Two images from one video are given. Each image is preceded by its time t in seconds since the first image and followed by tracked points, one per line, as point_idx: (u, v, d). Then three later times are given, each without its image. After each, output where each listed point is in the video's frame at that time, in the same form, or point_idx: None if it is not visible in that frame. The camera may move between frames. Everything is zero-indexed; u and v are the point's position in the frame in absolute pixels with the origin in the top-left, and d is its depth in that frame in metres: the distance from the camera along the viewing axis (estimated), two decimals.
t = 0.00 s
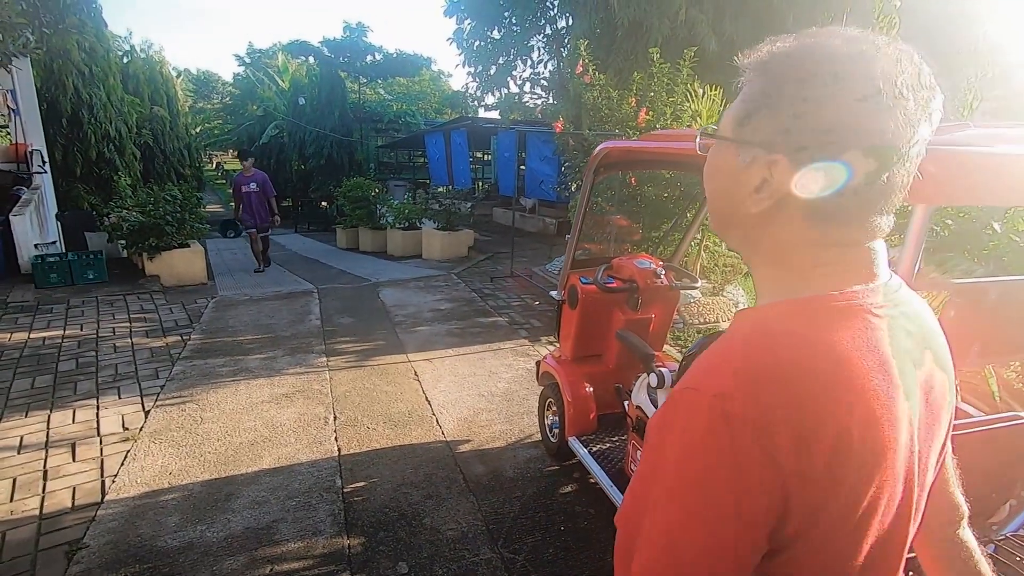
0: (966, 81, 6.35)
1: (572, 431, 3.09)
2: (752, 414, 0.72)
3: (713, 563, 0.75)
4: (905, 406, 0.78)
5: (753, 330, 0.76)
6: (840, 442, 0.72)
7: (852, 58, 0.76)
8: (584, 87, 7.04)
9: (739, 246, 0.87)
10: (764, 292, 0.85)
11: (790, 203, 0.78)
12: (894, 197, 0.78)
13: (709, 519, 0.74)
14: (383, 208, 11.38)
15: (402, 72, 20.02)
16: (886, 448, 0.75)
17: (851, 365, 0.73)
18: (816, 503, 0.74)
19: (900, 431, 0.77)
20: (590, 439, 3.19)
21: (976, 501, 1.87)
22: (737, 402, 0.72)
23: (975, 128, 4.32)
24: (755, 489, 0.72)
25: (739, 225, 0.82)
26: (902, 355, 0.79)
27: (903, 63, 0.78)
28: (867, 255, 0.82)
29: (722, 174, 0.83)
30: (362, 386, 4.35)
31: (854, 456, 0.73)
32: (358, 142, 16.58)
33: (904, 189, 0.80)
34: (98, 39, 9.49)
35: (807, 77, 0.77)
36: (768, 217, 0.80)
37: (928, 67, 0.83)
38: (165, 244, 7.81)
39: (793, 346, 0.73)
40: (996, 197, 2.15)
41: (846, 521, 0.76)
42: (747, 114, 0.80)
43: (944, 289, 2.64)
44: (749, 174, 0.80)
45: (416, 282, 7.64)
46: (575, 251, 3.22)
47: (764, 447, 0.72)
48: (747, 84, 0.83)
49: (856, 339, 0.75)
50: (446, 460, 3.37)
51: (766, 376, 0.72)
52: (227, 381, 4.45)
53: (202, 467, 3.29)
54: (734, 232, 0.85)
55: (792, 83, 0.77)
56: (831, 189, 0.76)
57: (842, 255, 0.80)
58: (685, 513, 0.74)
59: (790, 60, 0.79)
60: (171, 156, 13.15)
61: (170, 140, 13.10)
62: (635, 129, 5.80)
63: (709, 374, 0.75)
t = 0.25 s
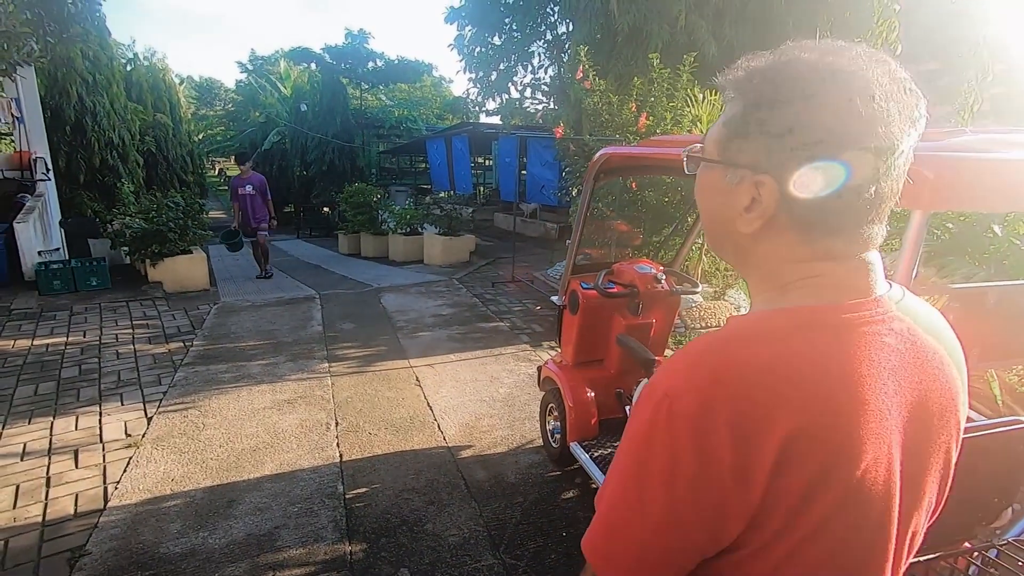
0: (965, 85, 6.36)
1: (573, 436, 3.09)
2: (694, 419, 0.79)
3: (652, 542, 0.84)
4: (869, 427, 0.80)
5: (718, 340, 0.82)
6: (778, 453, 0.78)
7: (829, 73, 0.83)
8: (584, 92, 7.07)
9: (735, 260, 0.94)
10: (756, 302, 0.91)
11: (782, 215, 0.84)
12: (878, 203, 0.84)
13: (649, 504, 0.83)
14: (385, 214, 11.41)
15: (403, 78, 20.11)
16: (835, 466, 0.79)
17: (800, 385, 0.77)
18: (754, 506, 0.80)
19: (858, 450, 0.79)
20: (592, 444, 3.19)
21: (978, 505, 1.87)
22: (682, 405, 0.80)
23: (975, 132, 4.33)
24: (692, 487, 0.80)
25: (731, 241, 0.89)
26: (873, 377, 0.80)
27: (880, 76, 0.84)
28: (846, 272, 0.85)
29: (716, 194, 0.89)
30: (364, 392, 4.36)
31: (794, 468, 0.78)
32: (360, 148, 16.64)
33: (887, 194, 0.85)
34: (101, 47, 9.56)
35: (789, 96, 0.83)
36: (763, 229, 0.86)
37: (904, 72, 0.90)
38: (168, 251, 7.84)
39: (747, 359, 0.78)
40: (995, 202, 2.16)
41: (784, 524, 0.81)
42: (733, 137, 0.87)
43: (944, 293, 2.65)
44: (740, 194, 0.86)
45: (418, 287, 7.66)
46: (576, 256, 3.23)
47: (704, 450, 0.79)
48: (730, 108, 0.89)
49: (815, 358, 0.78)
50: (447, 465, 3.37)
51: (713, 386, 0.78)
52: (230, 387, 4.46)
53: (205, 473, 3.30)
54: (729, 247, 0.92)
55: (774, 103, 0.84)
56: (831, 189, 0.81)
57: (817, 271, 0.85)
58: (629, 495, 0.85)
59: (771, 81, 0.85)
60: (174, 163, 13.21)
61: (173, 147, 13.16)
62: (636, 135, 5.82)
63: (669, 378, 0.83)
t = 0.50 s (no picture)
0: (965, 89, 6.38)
1: (575, 441, 3.09)
2: (698, 443, 0.79)
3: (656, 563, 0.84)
4: (874, 447, 0.80)
5: (720, 361, 0.82)
6: (784, 476, 0.78)
7: (816, 92, 0.82)
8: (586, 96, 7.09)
9: (736, 278, 0.94)
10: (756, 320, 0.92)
11: (779, 236, 0.84)
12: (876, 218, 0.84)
13: (653, 526, 0.83)
14: (387, 219, 11.43)
15: (405, 83, 20.20)
16: (840, 486, 0.79)
17: (801, 405, 0.77)
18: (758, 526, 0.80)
19: (863, 470, 0.80)
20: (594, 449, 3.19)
21: (981, 512, 1.87)
22: (685, 429, 0.79)
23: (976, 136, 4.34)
24: (696, 510, 0.80)
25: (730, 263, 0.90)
26: (878, 397, 0.80)
27: (870, 91, 0.84)
28: (847, 290, 0.85)
29: (712, 217, 0.90)
30: (366, 397, 4.36)
31: (797, 489, 0.78)
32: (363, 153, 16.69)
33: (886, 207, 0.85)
34: (105, 54, 9.62)
35: (777, 118, 0.83)
36: (761, 251, 0.86)
37: (894, 79, 0.90)
38: (171, 256, 7.86)
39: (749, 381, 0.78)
40: (997, 209, 2.16)
41: (789, 545, 0.81)
42: (726, 152, 0.87)
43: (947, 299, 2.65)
44: (736, 217, 0.86)
45: (420, 292, 7.67)
46: (577, 261, 3.24)
47: (708, 473, 0.79)
48: (719, 130, 0.89)
49: (815, 378, 0.78)
50: (450, 471, 3.37)
51: (716, 409, 0.78)
52: (232, 393, 4.47)
53: (207, 479, 3.30)
54: (729, 266, 0.93)
55: (763, 125, 0.84)
56: (835, 188, 0.81)
57: (819, 288, 0.85)
58: (631, 517, 0.85)
59: (758, 102, 0.85)
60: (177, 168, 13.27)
61: (176, 153, 13.22)
62: (638, 139, 5.84)
63: (670, 400, 0.83)
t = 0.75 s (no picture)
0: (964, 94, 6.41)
1: (577, 446, 3.09)
2: (721, 464, 0.78)
3: None
4: (888, 459, 0.82)
5: (737, 380, 0.82)
6: (807, 491, 0.79)
7: (808, 110, 0.83)
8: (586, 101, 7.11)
9: (741, 295, 0.94)
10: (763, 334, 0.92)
11: (784, 252, 0.85)
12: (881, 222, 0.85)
13: (674, 548, 0.83)
14: (388, 223, 11.45)
15: (406, 89, 20.27)
16: (855, 500, 0.80)
17: (817, 422, 0.78)
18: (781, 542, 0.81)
19: (879, 483, 0.81)
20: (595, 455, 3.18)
21: (982, 518, 1.87)
22: (705, 450, 0.79)
23: (975, 141, 4.36)
24: (719, 530, 0.80)
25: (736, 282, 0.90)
26: (893, 411, 0.82)
27: (863, 100, 0.86)
28: (854, 302, 0.86)
29: (716, 236, 0.91)
30: (367, 402, 4.36)
31: (814, 504, 0.79)
32: (363, 158, 16.72)
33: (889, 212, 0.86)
34: (107, 60, 9.66)
35: (771, 136, 0.84)
36: (766, 268, 0.87)
37: (883, 87, 0.91)
38: (173, 261, 7.88)
39: (770, 401, 0.78)
40: (998, 216, 2.17)
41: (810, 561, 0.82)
42: (728, 168, 0.87)
43: (948, 305, 2.65)
44: (740, 236, 0.87)
45: (421, 297, 7.68)
46: (578, 267, 3.25)
47: (732, 493, 0.79)
48: (714, 149, 0.90)
49: (829, 395, 0.79)
50: (451, 476, 3.37)
51: (740, 430, 0.78)
52: (234, 398, 4.47)
53: (209, 485, 3.30)
54: (734, 284, 0.93)
55: (759, 145, 0.84)
56: (838, 189, 0.81)
57: (825, 300, 0.86)
58: (654, 541, 0.84)
59: (752, 122, 0.86)
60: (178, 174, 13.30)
61: (177, 158, 13.26)
62: (637, 144, 5.86)
63: (689, 421, 0.82)
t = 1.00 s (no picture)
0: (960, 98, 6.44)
1: (575, 450, 3.08)
2: (726, 465, 0.77)
3: None
4: (889, 464, 0.81)
5: (741, 381, 0.81)
6: (811, 495, 0.77)
7: (849, 95, 0.83)
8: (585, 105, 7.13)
9: (754, 287, 0.91)
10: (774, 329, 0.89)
11: (807, 227, 0.83)
12: (905, 216, 0.81)
13: (676, 550, 0.81)
14: (386, 226, 11.45)
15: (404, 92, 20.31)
16: (858, 506, 0.79)
17: (821, 423, 0.77)
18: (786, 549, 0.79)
19: (880, 488, 0.80)
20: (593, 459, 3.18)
21: (978, 522, 1.87)
22: (711, 450, 0.77)
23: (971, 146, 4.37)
24: (722, 533, 0.79)
25: (750, 266, 0.89)
26: (895, 414, 0.81)
27: (901, 105, 0.84)
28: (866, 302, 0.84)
29: (739, 212, 0.89)
30: (365, 405, 4.36)
31: (817, 510, 0.78)
32: (362, 161, 16.72)
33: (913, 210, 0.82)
34: (106, 63, 9.67)
35: (810, 115, 0.84)
36: (784, 244, 0.85)
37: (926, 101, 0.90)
38: (170, 264, 7.86)
39: (774, 400, 0.77)
40: (994, 220, 2.18)
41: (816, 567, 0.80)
42: (751, 156, 0.88)
43: (946, 309, 2.66)
44: (755, 223, 0.87)
45: (419, 300, 7.67)
46: (577, 271, 3.25)
47: (736, 495, 0.77)
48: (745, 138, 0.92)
49: (833, 397, 0.78)
50: (449, 480, 3.36)
51: (746, 430, 0.76)
52: (231, 401, 4.46)
53: (206, 489, 3.29)
54: (749, 269, 0.90)
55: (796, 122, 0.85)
56: (843, 193, 0.79)
57: (834, 300, 0.84)
58: (656, 545, 0.82)
59: (787, 108, 0.87)
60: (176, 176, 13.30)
61: (175, 161, 13.26)
62: (635, 148, 5.88)
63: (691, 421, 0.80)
